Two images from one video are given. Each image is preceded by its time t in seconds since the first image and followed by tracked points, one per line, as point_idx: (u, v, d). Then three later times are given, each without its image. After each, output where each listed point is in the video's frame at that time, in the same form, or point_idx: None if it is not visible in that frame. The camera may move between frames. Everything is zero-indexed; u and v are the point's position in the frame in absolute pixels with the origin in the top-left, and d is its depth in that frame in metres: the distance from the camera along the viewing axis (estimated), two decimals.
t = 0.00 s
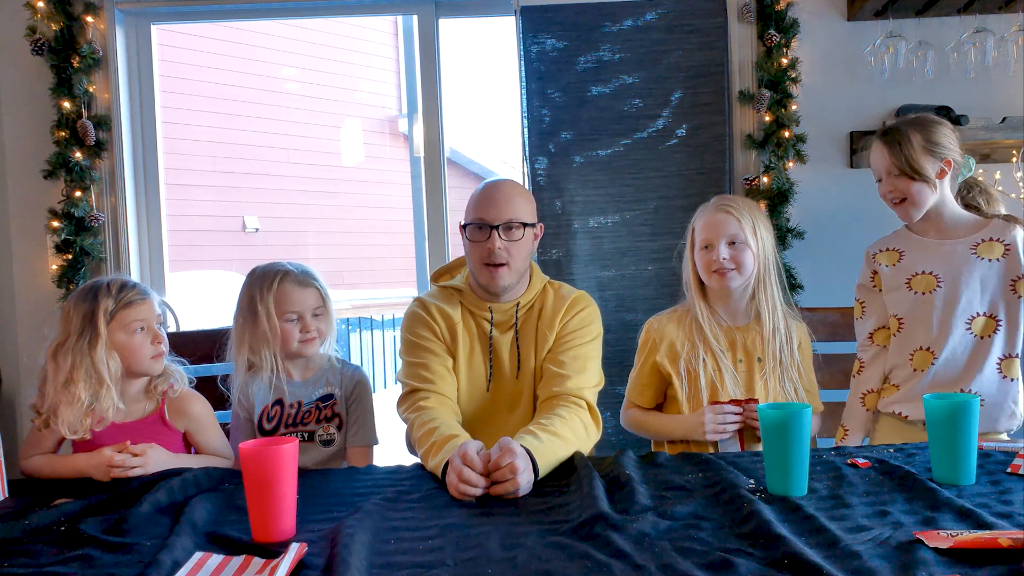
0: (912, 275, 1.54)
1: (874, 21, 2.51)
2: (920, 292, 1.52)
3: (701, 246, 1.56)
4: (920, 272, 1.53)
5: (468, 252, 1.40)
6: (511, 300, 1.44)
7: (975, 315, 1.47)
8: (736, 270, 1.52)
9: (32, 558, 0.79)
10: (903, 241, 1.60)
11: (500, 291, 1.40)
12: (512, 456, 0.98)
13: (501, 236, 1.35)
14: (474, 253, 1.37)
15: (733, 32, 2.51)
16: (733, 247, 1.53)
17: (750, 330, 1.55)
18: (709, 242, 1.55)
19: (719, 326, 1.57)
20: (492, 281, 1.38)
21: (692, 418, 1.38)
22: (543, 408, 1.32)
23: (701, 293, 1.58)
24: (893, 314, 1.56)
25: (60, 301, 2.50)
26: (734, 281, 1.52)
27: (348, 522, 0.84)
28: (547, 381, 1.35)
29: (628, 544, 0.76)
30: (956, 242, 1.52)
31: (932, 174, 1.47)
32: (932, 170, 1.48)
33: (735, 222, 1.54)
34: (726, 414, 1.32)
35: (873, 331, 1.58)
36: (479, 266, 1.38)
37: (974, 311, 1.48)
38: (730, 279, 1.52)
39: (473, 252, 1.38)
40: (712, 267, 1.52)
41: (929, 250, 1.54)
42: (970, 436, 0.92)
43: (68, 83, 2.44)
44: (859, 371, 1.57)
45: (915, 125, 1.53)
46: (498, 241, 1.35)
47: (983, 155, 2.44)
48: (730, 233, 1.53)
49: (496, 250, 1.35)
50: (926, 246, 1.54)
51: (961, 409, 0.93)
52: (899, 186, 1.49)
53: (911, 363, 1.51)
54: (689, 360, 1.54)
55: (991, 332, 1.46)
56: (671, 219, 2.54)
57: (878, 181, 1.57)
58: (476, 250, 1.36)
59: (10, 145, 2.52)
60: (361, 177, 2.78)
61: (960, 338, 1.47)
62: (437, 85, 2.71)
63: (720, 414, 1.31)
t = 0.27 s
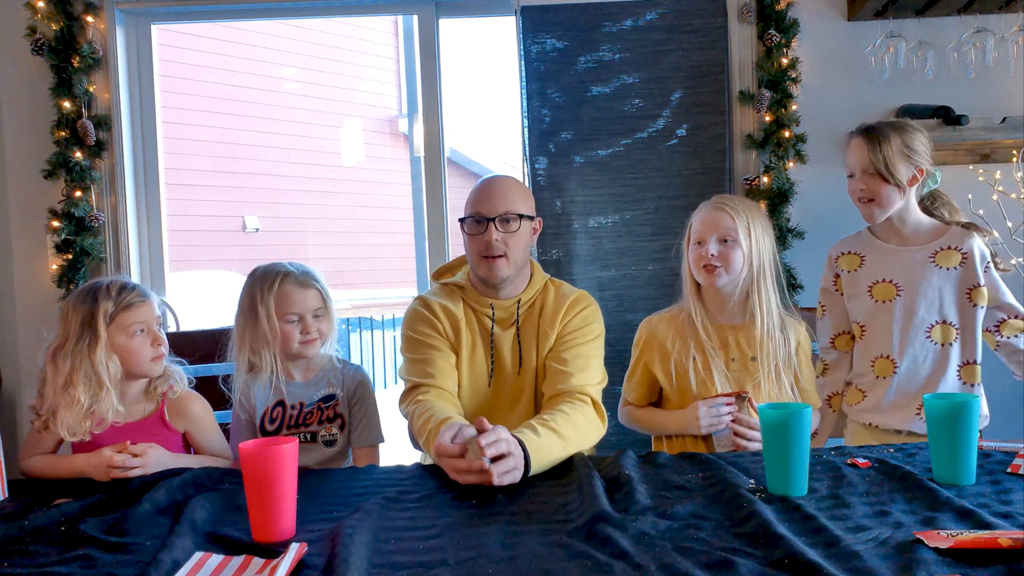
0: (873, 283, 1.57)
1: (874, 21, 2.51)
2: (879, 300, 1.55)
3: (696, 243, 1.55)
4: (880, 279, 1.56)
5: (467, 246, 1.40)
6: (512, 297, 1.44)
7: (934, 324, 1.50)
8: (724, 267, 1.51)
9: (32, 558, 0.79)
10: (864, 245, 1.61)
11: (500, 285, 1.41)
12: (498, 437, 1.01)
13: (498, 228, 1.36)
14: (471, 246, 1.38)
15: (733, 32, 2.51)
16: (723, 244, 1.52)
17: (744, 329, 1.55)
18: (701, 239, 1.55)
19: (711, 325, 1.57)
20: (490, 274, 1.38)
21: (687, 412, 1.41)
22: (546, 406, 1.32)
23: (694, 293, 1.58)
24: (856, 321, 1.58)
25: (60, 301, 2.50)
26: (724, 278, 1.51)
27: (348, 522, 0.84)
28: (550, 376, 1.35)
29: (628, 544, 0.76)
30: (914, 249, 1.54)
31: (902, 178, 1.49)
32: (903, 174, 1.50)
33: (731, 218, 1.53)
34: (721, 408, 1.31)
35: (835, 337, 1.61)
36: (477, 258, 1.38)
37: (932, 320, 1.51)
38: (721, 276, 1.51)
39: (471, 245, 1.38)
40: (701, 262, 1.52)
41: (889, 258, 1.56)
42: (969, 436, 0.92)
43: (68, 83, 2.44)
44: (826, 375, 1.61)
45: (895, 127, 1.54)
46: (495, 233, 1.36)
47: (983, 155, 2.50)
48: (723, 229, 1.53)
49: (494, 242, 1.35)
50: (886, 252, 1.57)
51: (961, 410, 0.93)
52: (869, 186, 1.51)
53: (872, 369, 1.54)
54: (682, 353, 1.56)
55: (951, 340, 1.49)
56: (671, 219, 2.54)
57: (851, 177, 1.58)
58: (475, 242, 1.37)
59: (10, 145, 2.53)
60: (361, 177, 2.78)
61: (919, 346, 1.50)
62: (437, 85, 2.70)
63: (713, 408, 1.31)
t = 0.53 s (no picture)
0: (848, 278, 1.57)
1: (874, 21, 2.51)
2: (852, 296, 1.55)
3: (692, 241, 1.55)
4: (855, 275, 1.56)
5: (467, 245, 1.41)
6: (512, 295, 1.44)
7: (906, 323, 1.50)
8: (724, 266, 1.51)
9: (32, 558, 0.79)
10: (844, 239, 1.61)
11: (501, 284, 1.41)
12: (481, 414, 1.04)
13: (496, 226, 1.36)
14: (472, 244, 1.38)
15: (733, 32, 2.51)
16: (722, 242, 1.52)
17: (734, 331, 1.55)
18: (698, 237, 1.54)
19: (702, 328, 1.57)
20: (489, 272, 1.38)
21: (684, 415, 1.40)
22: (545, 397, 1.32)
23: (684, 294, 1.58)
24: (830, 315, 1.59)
25: (60, 302, 2.50)
26: (722, 278, 1.51)
27: (348, 522, 0.84)
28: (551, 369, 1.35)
29: (628, 544, 0.76)
30: (891, 248, 1.54)
31: (892, 178, 1.49)
32: (894, 174, 1.50)
33: (729, 216, 1.54)
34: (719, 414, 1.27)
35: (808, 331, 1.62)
36: (476, 257, 1.38)
37: (904, 320, 1.50)
38: (718, 275, 1.51)
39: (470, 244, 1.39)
40: (699, 260, 1.52)
41: (866, 254, 1.56)
42: (969, 436, 0.92)
43: (68, 83, 2.44)
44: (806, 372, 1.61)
45: (890, 127, 1.55)
46: (494, 232, 1.36)
47: (983, 155, 2.51)
48: (719, 228, 1.53)
49: (492, 241, 1.36)
50: (864, 249, 1.57)
51: (961, 409, 0.93)
52: (860, 183, 1.51)
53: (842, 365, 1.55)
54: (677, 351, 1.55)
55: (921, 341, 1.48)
56: (671, 219, 2.54)
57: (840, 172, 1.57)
58: (474, 241, 1.38)
59: (10, 145, 2.52)
60: (361, 177, 2.78)
61: (889, 345, 1.50)
62: (437, 85, 2.70)
63: (710, 413, 1.27)
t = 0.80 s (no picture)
0: (864, 276, 1.54)
1: (874, 21, 2.51)
2: (868, 295, 1.53)
3: (685, 243, 1.54)
4: (871, 274, 1.53)
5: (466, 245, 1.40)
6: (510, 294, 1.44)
7: (920, 326, 1.48)
8: (719, 269, 1.50)
9: (32, 558, 0.79)
10: (860, 233, 1.57)
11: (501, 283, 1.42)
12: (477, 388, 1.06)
13: (496, 227, 1.36)
14: (471, 245, 1.38)
15: (733, 32, 2.51)
16: (717, 244, 1.51)
17: (733, 329, 1.55)
18: (693, 240, 1.53)
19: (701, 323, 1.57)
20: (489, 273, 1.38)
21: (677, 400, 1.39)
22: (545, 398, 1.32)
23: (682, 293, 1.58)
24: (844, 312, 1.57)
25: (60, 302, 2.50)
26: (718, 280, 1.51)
27: (348, 522, 0.84)
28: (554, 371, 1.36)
29: (628, 544, 0.76)
30: (910, 247, 1.51)
31: (919, 175, 1.45)
32: (921, 171, 1.45)
33: (723, 217, 1.53)
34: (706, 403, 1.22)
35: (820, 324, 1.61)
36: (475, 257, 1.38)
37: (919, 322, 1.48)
38: (715, 278, 1.51)
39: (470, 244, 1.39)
40: (695, 264, 1.51)
41: (883, 252, 1.53)
42: (969, 437, 0.92)
43: (68, 83, 2.44)
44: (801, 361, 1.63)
45: (920, 122, 1.49)
46: (493, 233, 1.36)
47: (982, 155, 2.47)
48: (715, 229, 1.52)
49: (492, 241, 1.36)
50: (882, 247, 1.53)
51: (961, 409, 0.93)
52: (884, 177, 1.46)
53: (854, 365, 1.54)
54: (674, 349, 1.56)
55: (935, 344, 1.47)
56: (671, 220, 2.54)
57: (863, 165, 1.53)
58: (473, 242, 1.38)
59: (10, 145, 2.53)
60: (361, 177, 2.78)
61: (902, 348, 1.49)
62: (437, 85, 2.70)
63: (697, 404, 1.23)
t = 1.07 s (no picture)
0: (911, 278, 1.49)
1: (874, 21, 2.51)
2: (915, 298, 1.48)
3: (693, 249, 1.55)
4: (919, 275, 1.48)
5: (466, 241, 1.39)
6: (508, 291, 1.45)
7: (971, 331, 1.43)
8: (724, 275, 1.51)
9: (31, 558, 0.79)
10: (907, 233, 1.52)
11: (498, 280, 1.42)
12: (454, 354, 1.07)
13: (496, 225, 1.36)
14: (469, 243, 1.38)
15: (733, 32, 2.51)
16: (726, 254, 1.51)
17: (737, 328, 1.56)
18: (703, 246, 1.52)
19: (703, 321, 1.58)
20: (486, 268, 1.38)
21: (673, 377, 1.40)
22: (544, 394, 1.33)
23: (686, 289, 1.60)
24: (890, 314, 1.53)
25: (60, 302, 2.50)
26: (722, 284, 1.51)
27: (348, 522, 0.84)
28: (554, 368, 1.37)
29: (628, 544, 0.76)
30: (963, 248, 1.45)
31: (967, 168, 1.36)
32: (970, 164, 1.36)
33: (734, 227, 1.52)
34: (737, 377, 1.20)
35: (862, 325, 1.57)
36: (475, 253, 1.38)
37: (969, 327, 1.43)
38: (719, 282, 1.51)
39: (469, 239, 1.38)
40: (701, 271, 1.52)
41: (931, 253, 1.47)
42: (969, 436, 0.92)
43: (68, 83, 2.44)
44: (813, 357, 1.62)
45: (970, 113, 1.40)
46: (491, 229, 1.36)
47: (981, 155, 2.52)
48: (721, 236, 1.51)
49: (491, 238, 1.36)
50: (928, 248, 1.48)
51: (961, 410, 0.93)
52: (928, 171, 1.39)
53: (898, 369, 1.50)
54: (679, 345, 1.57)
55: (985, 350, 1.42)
56: (671, 219, 2.54)
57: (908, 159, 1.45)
58: (472, 240, 1.37)
59: (10, 145, 2.52)
60: (361, 177, 2.78)
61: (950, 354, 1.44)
62: (437, 86, 2.70)
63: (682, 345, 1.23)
